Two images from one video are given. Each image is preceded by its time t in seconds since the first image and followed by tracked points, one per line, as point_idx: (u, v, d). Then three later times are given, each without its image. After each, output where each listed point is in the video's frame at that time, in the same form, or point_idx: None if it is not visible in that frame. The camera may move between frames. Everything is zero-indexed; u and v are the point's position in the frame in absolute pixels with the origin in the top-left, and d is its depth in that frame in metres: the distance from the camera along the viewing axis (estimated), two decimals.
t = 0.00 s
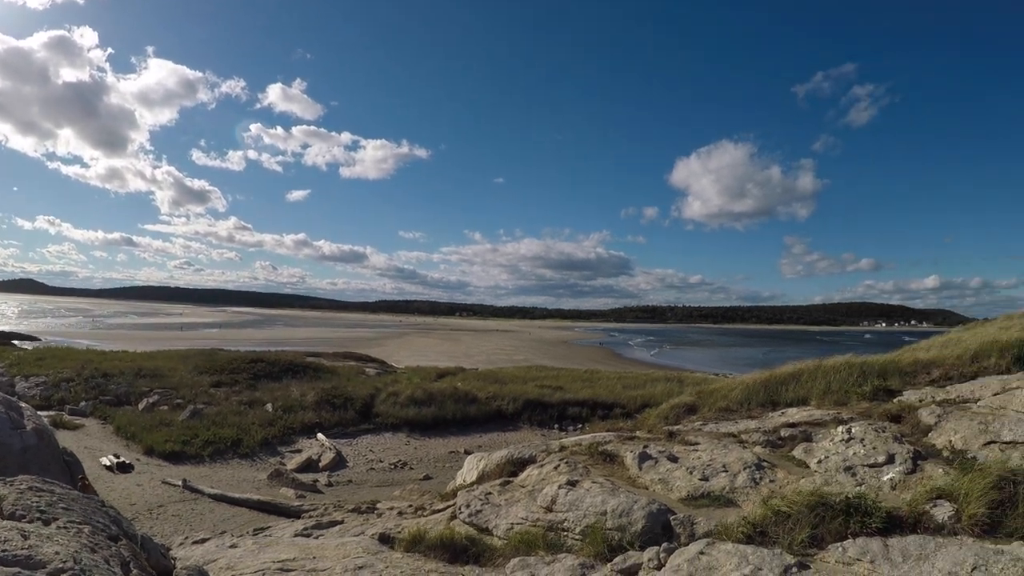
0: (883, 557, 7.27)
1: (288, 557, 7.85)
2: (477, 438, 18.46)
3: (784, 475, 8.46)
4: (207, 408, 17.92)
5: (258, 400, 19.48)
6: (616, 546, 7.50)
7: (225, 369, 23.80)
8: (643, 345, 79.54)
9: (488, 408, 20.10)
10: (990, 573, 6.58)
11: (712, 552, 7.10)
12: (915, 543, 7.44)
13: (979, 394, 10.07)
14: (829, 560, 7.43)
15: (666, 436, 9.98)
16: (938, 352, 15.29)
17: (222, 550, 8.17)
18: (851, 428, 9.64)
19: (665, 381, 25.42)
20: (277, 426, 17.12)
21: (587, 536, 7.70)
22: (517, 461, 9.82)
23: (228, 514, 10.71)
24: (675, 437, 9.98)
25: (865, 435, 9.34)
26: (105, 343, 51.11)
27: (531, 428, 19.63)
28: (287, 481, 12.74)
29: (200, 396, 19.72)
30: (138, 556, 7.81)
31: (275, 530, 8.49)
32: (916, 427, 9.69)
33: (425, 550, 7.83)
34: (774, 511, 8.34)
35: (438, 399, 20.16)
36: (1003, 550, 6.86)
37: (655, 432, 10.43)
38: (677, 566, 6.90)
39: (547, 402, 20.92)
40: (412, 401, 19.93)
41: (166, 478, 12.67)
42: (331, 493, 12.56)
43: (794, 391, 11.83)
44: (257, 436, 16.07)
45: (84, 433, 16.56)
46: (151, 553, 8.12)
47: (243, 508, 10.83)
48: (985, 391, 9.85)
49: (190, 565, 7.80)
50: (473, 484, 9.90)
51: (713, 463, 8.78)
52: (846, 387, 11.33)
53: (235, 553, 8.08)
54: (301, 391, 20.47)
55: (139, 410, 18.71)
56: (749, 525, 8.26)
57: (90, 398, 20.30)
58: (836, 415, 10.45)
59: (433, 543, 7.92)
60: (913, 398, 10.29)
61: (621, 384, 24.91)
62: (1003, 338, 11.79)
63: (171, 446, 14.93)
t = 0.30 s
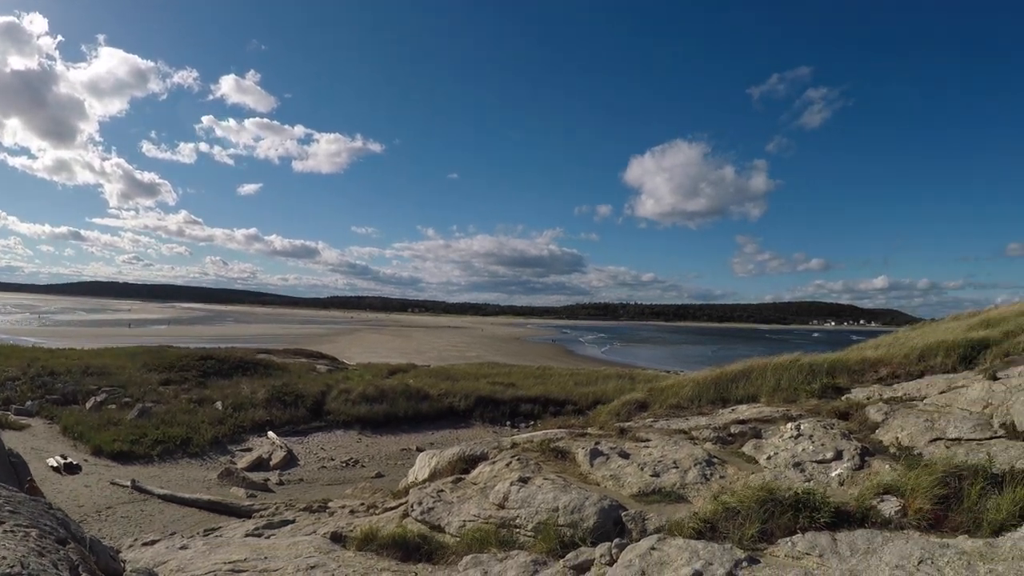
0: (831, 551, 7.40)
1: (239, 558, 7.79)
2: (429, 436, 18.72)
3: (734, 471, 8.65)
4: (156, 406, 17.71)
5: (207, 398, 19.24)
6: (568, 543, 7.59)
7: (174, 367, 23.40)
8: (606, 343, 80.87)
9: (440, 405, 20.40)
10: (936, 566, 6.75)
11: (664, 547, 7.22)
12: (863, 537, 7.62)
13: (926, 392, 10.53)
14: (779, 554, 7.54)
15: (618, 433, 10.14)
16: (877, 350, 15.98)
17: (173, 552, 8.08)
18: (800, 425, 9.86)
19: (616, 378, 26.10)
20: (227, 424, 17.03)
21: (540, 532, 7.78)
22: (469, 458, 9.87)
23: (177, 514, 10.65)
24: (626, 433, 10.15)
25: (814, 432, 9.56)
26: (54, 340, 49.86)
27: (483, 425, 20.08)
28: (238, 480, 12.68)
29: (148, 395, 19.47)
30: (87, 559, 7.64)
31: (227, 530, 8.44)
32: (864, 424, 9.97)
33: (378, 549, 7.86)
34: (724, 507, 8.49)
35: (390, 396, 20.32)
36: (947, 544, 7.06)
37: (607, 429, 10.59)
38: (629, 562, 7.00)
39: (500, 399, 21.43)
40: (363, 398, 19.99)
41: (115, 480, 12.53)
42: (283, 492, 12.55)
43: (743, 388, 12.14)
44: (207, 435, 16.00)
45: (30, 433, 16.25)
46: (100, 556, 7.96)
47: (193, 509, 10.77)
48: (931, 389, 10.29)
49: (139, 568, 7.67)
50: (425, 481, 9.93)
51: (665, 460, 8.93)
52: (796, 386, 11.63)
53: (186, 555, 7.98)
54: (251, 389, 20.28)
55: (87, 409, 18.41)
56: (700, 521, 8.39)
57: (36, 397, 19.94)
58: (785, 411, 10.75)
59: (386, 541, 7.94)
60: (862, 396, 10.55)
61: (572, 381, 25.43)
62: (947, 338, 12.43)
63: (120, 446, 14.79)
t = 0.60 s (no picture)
0: (786, 544, 7.53)
1: (195, 559, 7.74)
2: (385, 434, 18.96)
3: (690, 467, 8.90)
4: (109, 405, 17.47)
5: (160, 396, 19.00)
6: (526, 539, 7.66)
7: (126, 365, 23.00)
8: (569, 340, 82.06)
9: (397, 404, 20.59)
10: (889, 557, 6.91)
11: (621, 543, 7.35)
12: (818, 531, 7.77)
13: (880, 389, 10.83)
14: (735, 548, 7.66)
15: (574, 430, 10.31)
16: (826, 348, 16.51)
17: (129, 554, 8.01)
18: (756, 421, 10.06)
19: (573, 376, 26.68)
20: (182, 423, 16.95)
21: (498, 530, 7.86)
22: (426, 456, 9.93)
23: (132, 515, 10.57)
24: (583, 431, 10.32)
25: (769, 428, 9.75)
26: None
27: (440, 424, 20.42)
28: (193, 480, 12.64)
29: (101, 393, 19.17)
30: (40, 562, 7.53)
31: (184, 531, 8.42)
32: (818, 420, 10.20)
33: (336, 548, 7.88)
34: (682, 502, 8.58)
35: (346, 394, 20.38)
36: (901, 535, 7.23)
37: (563, 426, 10.74)
38: (587, 558, 7.09)
39: (456, 397, 21.77)
40: (319, 396, 19.98)
41: (68, 481, 12.36)
42: (239, 492, 12.53)
43: (699, 387, 12.38)
44: (162, 434, 15.92)
45: None
46: (55, 559, 7.85)
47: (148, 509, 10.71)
48: (884, 385, 10.60)
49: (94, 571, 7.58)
50: (382, 480, 9.98)
51: (621, 456, 9.11)
52: (752, 383, 11.88)
53: (142, 557, 7.92)
54: (206, 387, 20.09)
55: (36, 409, 18.05)
56: (657, 516, 8.49)
57: None
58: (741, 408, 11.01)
59: (343, 540, 7.96)
60: (815, 393, 10.81)
61: (530, 380, 25.85)
62: (902, 339, 13.21)
63: (72, 446, 14.64)
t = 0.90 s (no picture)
0: (740, 538, 7.65)
1: (148, 560, 7.71)
2: (338, 433, 19.18)
3: (647, 461, 9.25)
4: (58, 404, 17.24)
5: (110, 394, 18.76)
6: (481, 536, 7.74)
7: (74, 363, 22.57)
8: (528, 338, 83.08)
9: (351, 401, 20.80)
10: (841, 549, 7.06)
11: (576, 538, 7.47)
12: (771, 524, 7.91)
13: (831, 387, 11.13)
14: (689, 542, 7.73)
15: (529, 428, 10.53)
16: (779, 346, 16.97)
17: (81, 556, 7.96)
18: (709, 418, 10.28)
19: (526, 373, 27.18)
20: (133, 421, 16.88)
21: (452, 527, 7.94)
22: (380, 454, 10.01)
23: (83, 516, 10.50)
24: (537, 429, 10.57)
25: (722, 425, 9.98)
26: None
27: (394, 421, 20.72)
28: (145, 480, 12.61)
29: (50, 392, 18.88)
30: None
31: (136, 531, 8.41)
32: (770, 418, 10.44)
33: (290, 547, 7.91)
34: (636, 497, 8.65)
35: (299, 391, 20.49)
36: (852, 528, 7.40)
37: (517, 424, 10.95)
38: (542, 553, 7.19)
39: (411, 395, 22.07)
40: (272, 393, 20.05)
41: (17, 483, 12.19)
42: (192, 492, 12.50)
43: (653, 385, 12.66)
44: (113, 433, 15.85)
45: None
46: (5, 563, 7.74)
47: (99, 510, 10.65)
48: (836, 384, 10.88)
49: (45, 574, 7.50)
50: (335, 477, 10.03)
51: (575, 453, 9.33)
52: (705, 381, 12.19)
53: (95, 559, 7.87)
54: (157, 384, 19.92)
55: None
56: (612, 512, 8.55)
57: None
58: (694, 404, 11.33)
59: (298, 539, 8.00)
60: (767, 390, 11.11)
61: (484, 377, 26.21)
62: (853, 337, 14.12)
63: (21, 446, 14.49)
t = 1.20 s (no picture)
0: (682, 532, 7.70)
1: (88, 563, 7.68)
2: (280, 430, 19.38)
3: (585, 458, 9.44)
4: None
5: (47, 394, 18.45)
6: (425, 533, 7.87)
7: (8, 360, 21.98)
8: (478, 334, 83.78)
9: (293, 399, 21.01)
10: (781, 541, 7.13)
11: (520, 534, 7.59)
12: (712, 518, 8.05)
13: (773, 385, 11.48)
14: (632, 537, 7.79)
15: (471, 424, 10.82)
16: (721, 344, 17.53)
17: (20, 561, 7.88)
18: (650, 415, 10.56)
19: (471, 370, 27.70)
20: (71, 420, 16.73)
21: (396, 524, 8.06)
22: (323, 452, 10.16)
23: (21, 520, 10.38)
24: (480, 426, 10.90)
25: (663, 421, 10.27)
26: None
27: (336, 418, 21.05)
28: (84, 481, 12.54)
29: None
30: None
31: (76, 535, 8.42)
32: (712, 414, 10.76)
33: (232, 547, 7.96)
34: (576, 493, 8.68)
35: (240, 388, 20.62)
36: (793, 522, 7.51)
37: (460, 420, 11.25)
38: (486, 549, 7.30)
39: (354, 393, 22.40)
40: (213, 391, 20.13)
41: None
42: (132, 493, 12.44)
43: (596, 382, 13.02)
44: (50, 433, 15.72)
45: None
46: None
47: (37, 513, 10.56)
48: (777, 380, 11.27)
49: None
50: (277, 476, 10.14)
51: (518, 450, 9.62)
52: (647, 379, 12.64)
53: (34, 563, 7.81)
54: (96, 382, 19.62)
55: None
56: (555, 507, 8.51)
57: None
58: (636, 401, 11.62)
59: (239, 539, 8.06)
60: (708, 387, 11.53)
61: (427, 374, 26.73)
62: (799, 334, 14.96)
63: None
